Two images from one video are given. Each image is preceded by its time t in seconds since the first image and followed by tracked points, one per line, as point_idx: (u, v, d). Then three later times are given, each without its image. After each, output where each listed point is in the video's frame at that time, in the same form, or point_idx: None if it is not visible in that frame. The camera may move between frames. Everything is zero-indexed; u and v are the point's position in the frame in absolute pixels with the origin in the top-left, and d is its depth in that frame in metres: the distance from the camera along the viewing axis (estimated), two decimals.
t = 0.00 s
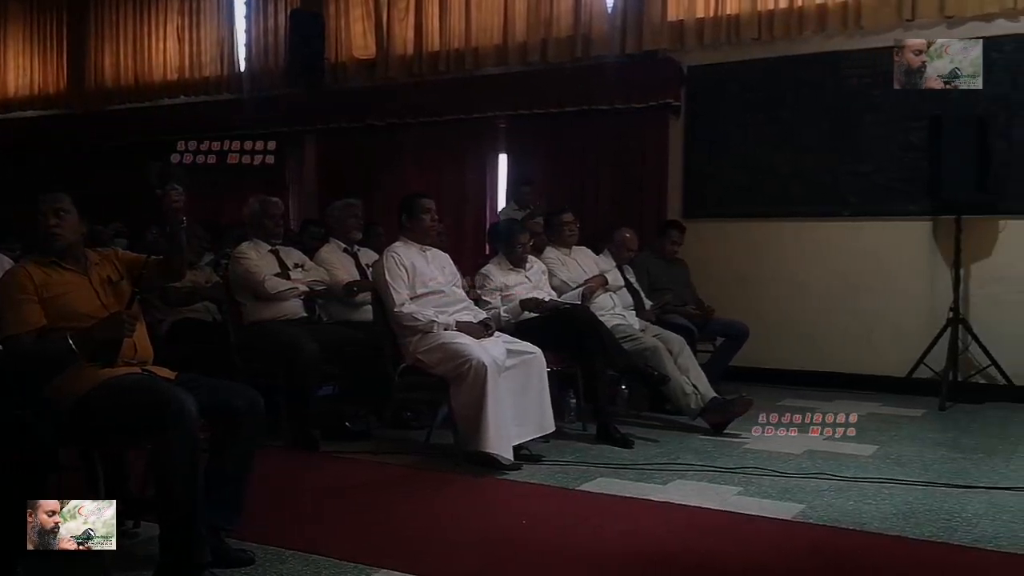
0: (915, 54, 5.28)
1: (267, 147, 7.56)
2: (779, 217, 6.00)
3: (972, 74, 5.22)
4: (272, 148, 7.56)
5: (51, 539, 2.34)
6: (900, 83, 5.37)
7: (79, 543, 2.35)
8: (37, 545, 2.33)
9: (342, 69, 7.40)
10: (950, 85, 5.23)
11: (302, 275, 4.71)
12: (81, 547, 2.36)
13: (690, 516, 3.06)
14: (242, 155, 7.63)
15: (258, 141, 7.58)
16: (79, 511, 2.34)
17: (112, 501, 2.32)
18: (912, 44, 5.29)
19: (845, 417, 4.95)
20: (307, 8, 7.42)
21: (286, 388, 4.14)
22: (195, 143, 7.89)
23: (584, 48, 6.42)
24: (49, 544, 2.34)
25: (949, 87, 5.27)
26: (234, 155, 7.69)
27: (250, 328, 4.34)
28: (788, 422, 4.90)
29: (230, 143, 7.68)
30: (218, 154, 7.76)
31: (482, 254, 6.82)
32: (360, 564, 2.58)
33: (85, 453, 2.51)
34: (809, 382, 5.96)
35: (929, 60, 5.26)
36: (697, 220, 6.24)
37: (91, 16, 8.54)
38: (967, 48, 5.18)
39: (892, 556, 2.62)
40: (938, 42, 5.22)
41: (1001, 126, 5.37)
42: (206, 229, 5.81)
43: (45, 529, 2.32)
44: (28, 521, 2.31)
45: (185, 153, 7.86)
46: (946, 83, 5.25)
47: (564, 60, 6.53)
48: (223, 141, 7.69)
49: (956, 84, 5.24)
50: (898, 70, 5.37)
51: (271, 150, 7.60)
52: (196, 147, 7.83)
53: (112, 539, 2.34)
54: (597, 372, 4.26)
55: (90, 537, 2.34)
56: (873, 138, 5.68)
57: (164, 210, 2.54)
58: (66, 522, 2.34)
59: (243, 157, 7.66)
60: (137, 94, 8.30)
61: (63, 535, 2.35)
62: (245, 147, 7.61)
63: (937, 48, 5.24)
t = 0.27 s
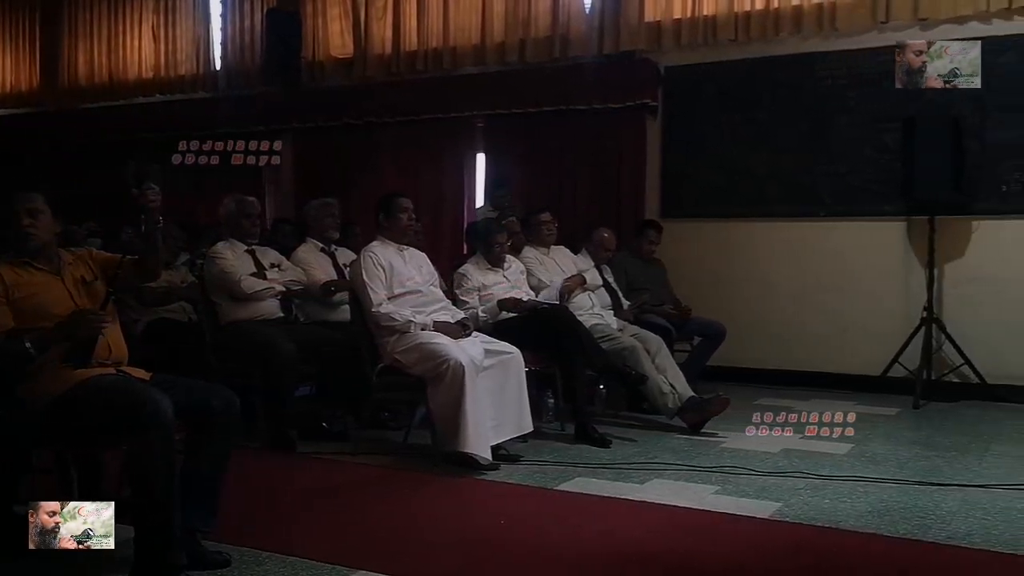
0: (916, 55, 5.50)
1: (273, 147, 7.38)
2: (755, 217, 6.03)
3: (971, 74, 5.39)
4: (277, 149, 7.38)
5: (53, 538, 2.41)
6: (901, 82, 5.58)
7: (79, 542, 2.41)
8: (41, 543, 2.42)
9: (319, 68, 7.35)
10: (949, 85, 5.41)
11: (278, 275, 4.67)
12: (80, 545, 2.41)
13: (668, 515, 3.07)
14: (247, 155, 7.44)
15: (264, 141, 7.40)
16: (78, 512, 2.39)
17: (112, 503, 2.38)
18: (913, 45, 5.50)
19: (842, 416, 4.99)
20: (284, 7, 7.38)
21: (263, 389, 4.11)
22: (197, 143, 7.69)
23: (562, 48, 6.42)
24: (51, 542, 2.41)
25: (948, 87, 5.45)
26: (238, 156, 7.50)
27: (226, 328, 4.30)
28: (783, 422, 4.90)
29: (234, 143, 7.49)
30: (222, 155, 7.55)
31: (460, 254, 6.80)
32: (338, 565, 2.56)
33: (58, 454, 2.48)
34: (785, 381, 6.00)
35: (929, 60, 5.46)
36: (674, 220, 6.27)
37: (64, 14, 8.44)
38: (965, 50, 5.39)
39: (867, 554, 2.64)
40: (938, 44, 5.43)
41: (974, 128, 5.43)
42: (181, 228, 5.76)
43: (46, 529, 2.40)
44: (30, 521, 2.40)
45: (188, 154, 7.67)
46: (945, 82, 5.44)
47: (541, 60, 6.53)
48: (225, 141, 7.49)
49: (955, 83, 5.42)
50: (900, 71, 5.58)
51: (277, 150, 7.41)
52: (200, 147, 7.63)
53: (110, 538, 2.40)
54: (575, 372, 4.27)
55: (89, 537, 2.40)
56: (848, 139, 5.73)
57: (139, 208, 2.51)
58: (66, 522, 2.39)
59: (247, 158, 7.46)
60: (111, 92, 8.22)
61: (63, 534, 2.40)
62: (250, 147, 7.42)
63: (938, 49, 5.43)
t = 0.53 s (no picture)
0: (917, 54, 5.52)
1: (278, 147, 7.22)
2: (730, 217, 6.07)
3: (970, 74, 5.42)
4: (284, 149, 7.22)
5: (53, 538, 2.31)
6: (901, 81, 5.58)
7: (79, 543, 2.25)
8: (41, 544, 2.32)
9: (293, 67, 7.31)
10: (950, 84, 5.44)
11: (251, 275, 4.65)
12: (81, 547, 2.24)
13: (642, 514, 3.08)
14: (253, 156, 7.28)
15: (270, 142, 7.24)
16: (79, 511, 2.24)
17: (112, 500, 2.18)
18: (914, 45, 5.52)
19: (843, 415, 5.01)
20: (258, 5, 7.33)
21: (236, 390, 4.08)
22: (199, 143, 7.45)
23: (537, 48, 6.43)
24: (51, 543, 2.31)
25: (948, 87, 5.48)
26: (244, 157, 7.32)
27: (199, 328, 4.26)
28: (779, 421, 4.91)
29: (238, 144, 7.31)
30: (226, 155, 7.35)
31: (435, 254, 6.78)
32: (312, 567, 2.55)
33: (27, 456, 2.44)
34: (759, 380, 6.05)
35: (929, 60, 5.49)
36: (650, 220, 6.29)
37: (34, 11, 8.33)
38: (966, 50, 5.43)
39: (840, 551, 2.67)
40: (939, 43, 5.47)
41: (944, 129, 5.50)
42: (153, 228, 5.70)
43: (47, 529, 2.31)
44: (30, 522, 2.31)
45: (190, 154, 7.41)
46: (945, 82, 5.47)
47: (516, 60, 6.54)
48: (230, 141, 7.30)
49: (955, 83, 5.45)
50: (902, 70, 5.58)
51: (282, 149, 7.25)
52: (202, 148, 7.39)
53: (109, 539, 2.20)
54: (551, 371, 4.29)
55: (89, 537, 2.23)
56: (821, 140, 5.78)
57: (111, 207, 2.49)
58: (67, 522, 2.26)
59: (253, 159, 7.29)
60: (82, 90, 8.12)
61: (65, 534, 2.27)
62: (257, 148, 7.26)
63: (938, 49, 5.47)
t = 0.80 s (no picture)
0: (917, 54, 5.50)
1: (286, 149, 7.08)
2: (701, 218, 6.11)
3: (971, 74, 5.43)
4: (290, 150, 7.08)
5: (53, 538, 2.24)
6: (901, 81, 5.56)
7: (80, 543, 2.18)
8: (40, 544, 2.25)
9: (264, 65, 7.24)
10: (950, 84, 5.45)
11: (222, 275, 4.61)
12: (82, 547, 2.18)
13: (616, 513, 3.09)
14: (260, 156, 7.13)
15: (276, 142, 7.11)
16: (77, 511, 2.17)
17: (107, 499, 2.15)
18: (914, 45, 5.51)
19: (839, 414, 5.05)
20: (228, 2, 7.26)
21: (206, 390, 4.04)
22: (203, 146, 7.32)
23: (510, 48, 6.41)
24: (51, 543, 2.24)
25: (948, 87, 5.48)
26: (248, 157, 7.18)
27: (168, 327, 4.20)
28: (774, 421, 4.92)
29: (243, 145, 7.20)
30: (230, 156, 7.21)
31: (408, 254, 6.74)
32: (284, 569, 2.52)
33: None
34: (731, 379, 6.10)
35: (929, 60, 5.49)
36: (623, 220, 6.31)
37: None
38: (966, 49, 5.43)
39: (811, 548, 2.69)
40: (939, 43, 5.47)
41: (913, 130, 5.56)
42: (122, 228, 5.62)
43: (46, 529, 2.23)
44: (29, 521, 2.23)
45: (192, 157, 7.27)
46: (945, 82, 5.47)
47: (488, 60, 6.52)
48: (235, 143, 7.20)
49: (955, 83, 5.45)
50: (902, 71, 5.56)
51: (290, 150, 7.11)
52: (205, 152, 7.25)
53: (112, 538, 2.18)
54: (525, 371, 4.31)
55: (90, 537, 2.18)
56: (792, 142, 5.83)
57: (77, 206, 2.46)
58: (66, 522, 2.19)
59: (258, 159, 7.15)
60: (49, 88, 8.00)
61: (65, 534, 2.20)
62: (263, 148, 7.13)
63: (938, 49, 5.48)
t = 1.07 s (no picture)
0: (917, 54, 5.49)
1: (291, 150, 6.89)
2: (674, 218, 6.14)
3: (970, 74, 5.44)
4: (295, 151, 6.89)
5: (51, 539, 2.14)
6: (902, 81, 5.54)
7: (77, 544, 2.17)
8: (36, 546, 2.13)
9: (235, 63, 7.17)
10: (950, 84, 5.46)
11: (192, 274, 4.58)
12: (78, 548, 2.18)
13: (589, 512, 3.09)
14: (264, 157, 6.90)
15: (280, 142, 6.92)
16: (79, 511, 2.19)
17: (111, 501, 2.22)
18: (914, 44, 5.49)
19: (841, 412, 5.06)
20: None
21: (177, 391, 4.03)
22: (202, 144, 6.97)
23: (484, 47, 6.43)
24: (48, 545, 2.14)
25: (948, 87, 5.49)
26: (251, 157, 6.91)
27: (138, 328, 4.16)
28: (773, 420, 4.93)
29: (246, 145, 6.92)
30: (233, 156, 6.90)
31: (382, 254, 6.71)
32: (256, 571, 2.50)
33: None
34: (703, 379, 6.13)
35: (929, 60, 5.50)
36: (597, 220, 6.33)
37: None
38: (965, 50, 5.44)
39: (783, 546, 2.71)
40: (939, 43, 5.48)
41: (883, 130, 5.58)
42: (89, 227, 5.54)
43: (46, 529, 2.13)
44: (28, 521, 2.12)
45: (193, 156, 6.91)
46: (945, 82, 5.49)
47: (461, 59, 6.53)
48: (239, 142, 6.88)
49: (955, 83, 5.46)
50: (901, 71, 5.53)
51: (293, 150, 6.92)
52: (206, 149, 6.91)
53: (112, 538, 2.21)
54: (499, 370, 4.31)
55: (89, 538, 2.19)
56: (764, 143, 5.87)
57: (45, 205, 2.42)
58: (66, 522, 2.17)
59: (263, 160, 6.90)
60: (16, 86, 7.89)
61: (62, 535, 2.16)
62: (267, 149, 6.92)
63: (937, 49, 5.50)
